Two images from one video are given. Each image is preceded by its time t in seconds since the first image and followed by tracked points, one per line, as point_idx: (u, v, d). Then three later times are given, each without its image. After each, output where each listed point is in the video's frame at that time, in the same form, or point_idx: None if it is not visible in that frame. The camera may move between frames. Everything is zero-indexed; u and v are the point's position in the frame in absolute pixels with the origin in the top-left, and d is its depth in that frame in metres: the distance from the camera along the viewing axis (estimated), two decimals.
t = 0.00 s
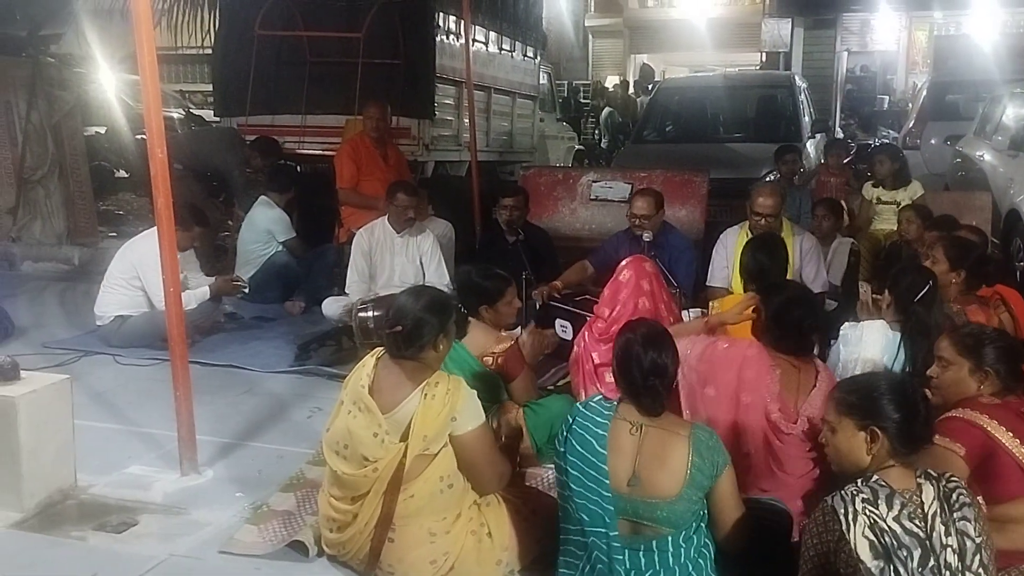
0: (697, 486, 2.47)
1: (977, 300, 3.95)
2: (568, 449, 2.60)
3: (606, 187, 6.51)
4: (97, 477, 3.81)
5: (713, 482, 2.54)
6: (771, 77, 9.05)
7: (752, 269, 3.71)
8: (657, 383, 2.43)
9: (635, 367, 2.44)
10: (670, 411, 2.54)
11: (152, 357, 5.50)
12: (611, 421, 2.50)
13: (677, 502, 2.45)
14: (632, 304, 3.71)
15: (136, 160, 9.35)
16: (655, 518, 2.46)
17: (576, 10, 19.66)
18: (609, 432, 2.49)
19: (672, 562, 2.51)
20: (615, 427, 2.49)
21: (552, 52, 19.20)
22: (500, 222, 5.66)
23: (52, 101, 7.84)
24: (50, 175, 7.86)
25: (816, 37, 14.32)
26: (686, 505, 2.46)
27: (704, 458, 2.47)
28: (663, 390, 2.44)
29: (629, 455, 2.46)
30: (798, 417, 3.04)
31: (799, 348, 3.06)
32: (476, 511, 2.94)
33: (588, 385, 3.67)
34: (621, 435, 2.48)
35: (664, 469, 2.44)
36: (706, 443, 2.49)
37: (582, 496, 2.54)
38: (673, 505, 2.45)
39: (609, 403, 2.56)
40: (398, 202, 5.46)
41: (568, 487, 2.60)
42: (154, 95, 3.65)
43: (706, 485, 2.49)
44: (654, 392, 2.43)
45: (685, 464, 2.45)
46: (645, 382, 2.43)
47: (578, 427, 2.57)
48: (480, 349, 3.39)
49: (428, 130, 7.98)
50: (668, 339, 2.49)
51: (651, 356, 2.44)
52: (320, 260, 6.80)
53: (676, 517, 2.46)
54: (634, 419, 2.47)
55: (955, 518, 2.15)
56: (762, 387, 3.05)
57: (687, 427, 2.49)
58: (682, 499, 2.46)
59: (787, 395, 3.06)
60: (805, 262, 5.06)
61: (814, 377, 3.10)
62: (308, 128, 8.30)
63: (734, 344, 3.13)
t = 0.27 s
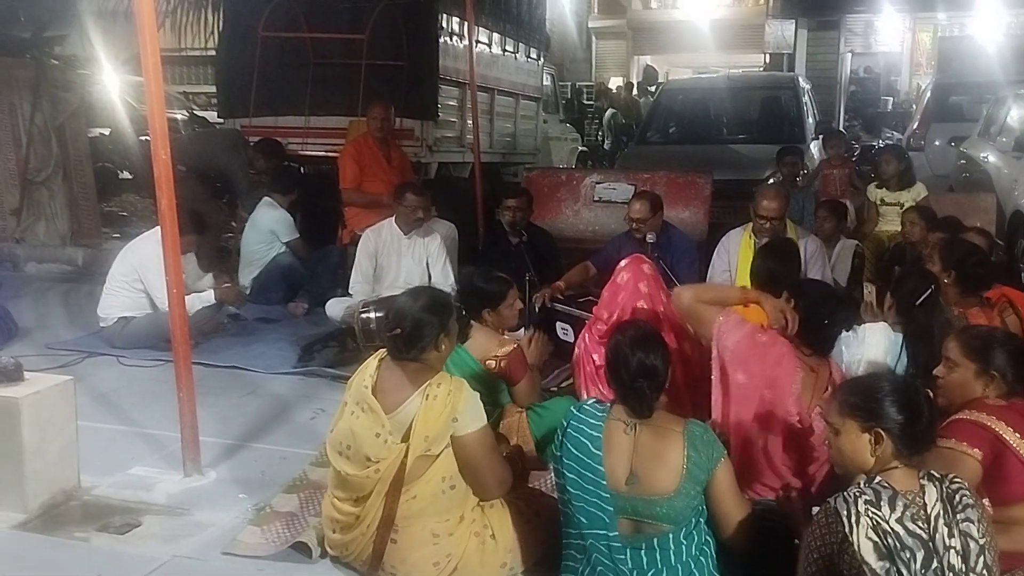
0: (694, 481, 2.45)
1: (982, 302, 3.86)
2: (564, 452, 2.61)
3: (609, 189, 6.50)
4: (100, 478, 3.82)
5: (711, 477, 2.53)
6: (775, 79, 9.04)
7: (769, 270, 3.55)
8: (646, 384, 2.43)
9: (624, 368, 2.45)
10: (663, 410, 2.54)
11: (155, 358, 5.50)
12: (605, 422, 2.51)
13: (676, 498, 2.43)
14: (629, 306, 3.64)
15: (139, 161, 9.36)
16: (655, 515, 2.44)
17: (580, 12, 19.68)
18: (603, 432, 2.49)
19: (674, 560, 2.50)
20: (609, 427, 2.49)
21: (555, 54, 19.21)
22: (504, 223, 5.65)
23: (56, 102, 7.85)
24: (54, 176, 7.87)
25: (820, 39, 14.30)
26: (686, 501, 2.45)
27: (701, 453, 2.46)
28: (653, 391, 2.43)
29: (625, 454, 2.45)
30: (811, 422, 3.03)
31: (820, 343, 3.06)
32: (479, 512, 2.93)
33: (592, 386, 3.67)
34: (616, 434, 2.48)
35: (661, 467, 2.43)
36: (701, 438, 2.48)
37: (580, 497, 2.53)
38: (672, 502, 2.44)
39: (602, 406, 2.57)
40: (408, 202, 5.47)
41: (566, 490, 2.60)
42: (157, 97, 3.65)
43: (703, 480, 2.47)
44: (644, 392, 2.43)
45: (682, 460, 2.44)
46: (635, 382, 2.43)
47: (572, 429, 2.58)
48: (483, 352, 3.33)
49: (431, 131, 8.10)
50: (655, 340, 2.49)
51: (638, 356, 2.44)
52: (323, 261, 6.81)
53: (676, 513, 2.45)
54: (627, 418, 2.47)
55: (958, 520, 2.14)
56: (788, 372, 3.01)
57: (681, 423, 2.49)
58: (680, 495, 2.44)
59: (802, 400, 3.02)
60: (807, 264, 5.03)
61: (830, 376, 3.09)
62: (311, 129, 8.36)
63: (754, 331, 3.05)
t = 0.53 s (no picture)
0: (688, 476, 2.43)
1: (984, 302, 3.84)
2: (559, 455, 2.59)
3: (610, 190, 6.50)
4: (101, 479, 3.82)
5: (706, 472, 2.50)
6: (777, 80, 9.04)
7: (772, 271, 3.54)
8: (632, 384, 2.40)
9: (608, 369, 2.43)
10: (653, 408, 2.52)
11: (157, 359, 5.51)
12: (597, 424, 2.49)
13: (672, 494, 2.41)
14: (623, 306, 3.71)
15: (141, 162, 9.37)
16: (652, 512, 2.42)
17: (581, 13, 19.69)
18: (595, 434, 2.48)
19: (673, 558, 2.48)
20: (601, 429, 2.48)
21: (557, 55, 19.20)
22: (505, 224, 5.65)
23: (58, 103, 7.85)
24: (56, 177, 7.88)
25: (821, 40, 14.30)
26: (682, 497, 2.42)
27: (694, 447, 2.44)
28: (639, 391, 2.40)
29: (617, 454, 2.44)
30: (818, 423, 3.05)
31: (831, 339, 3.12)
32: (480, 514, 2.93)
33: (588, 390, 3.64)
34: (608, 435, 2.46)
35: (654, 464, 2.41)
36: (692, 432, 2.46)
37: (579, 503, 2.53)
38: (668, 499, 2.41)
39: (593, 409, 2.55)
40: (411, 205, 5.46)
41: (565, 495, 2.59)
42: (158, 98, 3.65)
43: (698, 474, 2.45)
44: (630, 392, 2.40)
45: (674, 456, 2.42)
46: (621, 383, 2.40)
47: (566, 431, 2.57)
48: (480, 354, 3.37)
49: (433, 133, 8.05)
50: (636, 340, 2.46)
51: (621, 358, 2.42)
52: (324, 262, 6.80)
53: (673, 510, 2.42)
54: (617, 418, 2.45)
55: (960, 521, 2.14)
56: (812, 380, 3.03)
57: (670, 419, 2.47)
58: (675, 491, 2.41)
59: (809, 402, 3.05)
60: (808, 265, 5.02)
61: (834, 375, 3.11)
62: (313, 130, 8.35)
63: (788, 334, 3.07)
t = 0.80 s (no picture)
0: (680, 467, 2.42)
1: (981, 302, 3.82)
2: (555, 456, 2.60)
3: (611, 191, 6.50)
4: (101, 480, 3.82)
5: (699, 464, 2.49)
6: (778, 81, 9.04)
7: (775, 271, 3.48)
8: (617, 382, 2.41)
9: (595, 369, 2.45)
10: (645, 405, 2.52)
11: (158, 359, 5.51)
12: (589, 424, 2.49)
13: (665, 487, 2.41)
14: (618, 310, 3.78)
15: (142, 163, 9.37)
16: (645, 506, 2.42)
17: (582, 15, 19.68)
18: (588, 433, 2.48)
19: (671, 554, 2.47)
20: (593, 428, 2.47)
21: (558, 56, 19.22)
22: (506, 225, 5.65)
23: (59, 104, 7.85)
24: (57, 177, 7.88)
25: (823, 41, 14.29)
26: (675, 490, 2.42)
27: (683, 439, 2.43)
28: (624, 389, 2.41)
29: (610, 452, 2.43)
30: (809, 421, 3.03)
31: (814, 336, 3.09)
32: (480, 515, 2.92)
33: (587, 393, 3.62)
34: (599, 433, 2.46)
35: (644, 458, 2.40)
36: (682, 424, 2.45)
37: (575, 502, 2.53)
38: (661, 492, 2.41)
39: (585, 410, 2.55)
40: (410, 205, 5.47)
41: (562, 496, 2.59)
42: (158, 98, 3.65)
43: (689, 466, 2.44)
44: (617, 391, 2.41)
45: (664, 449, 2.41)
46: (608, 382, 2.42)
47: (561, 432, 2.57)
48: (482, 353, 3.37)
49: (433, 133, 8.08)
50: (622, 342, 2.48)
51: (607, 359, 2.44)
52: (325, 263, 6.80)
53: (667, 503, 2.42)
54: (607, 417, 2.45)
55: (960, 522, 2.14)
56: (795, 380, 3.02)
57: (659, 413, 2.46)
58: (668, 484, 2.41)
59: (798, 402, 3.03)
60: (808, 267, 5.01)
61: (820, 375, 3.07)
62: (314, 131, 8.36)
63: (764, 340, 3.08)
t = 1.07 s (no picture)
0: (677, 462, 2.42)
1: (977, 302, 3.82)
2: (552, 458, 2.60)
3: (610, 193, 6.50)
4: (100, 481, 3.82)
5: (696, 459, 2.48)
6: (777, 82, 9.04)
7: (760, 268, 3.49)
8: (609, 381, 2.41)
9: (588, 370, 2.45)
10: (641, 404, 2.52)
11: (157, 361, 5.51)
12: (585, 424, 2.49)
13: (663, 483, 2.40)
14: (613, 311, 3.79)
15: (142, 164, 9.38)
16: (644, 502, 2.41)
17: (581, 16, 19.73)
18: (584, 433, 2.48)
19: (669, 549, 2.47)
20: (589, 428, 2.47)
21: (558, 57, 19.20)
22: (505, 225, 5.65)
23: (59, 105, 7.85)
24: (56, 178, 7.88)
25: (822, 43, 14.32)
26: (673, 485, 2.41)
27: (679, 435, 2.43)
28: (617, 388, 2.41)
29: (607, 451, 2.43)
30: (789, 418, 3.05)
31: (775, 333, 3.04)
32: (478, 516, 2.92)
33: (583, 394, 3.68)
34: (596, 434, 2.46)
35: (641, 453, 2.41)
36: (677, 420, 2.46)
37: (572, 501, 2.53)
38: (659, 488, 2.41)
39: (582, 412, 2.55)
40: (409, 205, 5.49)
41: (559, 497, 2.59)
42: (157, 100, 3.65)
43: (687, 460, 2.43)
44: (609, 390, 2.41)
45: (661, 445, 2.41)
46: (601, 382, 2.42)
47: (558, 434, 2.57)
48: (478, 354, 3.40)
49: (433, 135, 8.07)
50: (616, 342, 2.48)
51: (600, 359, 2.44)
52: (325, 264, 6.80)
53: (665, 499, 2.41)
54: (603, 416, 2.45)
55: (958, 523, 2.14)
56: (762, 382, 3.03)
57: (654, 410, 2.46)
58: (666, 479, 2.41)
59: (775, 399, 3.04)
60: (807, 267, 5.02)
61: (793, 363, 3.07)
62: (314, 132, 8.38)
63: (718, 343, 3.10)
